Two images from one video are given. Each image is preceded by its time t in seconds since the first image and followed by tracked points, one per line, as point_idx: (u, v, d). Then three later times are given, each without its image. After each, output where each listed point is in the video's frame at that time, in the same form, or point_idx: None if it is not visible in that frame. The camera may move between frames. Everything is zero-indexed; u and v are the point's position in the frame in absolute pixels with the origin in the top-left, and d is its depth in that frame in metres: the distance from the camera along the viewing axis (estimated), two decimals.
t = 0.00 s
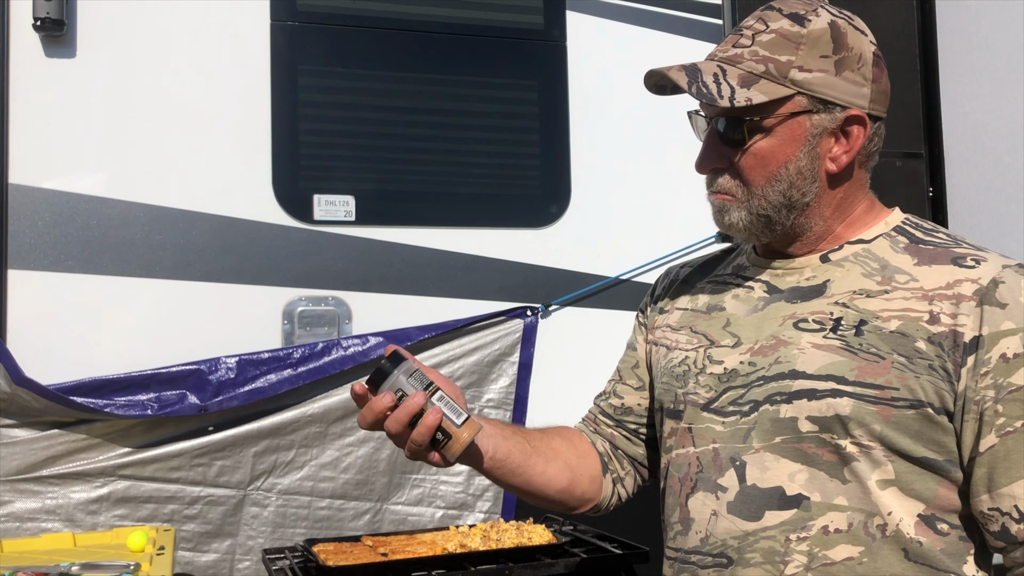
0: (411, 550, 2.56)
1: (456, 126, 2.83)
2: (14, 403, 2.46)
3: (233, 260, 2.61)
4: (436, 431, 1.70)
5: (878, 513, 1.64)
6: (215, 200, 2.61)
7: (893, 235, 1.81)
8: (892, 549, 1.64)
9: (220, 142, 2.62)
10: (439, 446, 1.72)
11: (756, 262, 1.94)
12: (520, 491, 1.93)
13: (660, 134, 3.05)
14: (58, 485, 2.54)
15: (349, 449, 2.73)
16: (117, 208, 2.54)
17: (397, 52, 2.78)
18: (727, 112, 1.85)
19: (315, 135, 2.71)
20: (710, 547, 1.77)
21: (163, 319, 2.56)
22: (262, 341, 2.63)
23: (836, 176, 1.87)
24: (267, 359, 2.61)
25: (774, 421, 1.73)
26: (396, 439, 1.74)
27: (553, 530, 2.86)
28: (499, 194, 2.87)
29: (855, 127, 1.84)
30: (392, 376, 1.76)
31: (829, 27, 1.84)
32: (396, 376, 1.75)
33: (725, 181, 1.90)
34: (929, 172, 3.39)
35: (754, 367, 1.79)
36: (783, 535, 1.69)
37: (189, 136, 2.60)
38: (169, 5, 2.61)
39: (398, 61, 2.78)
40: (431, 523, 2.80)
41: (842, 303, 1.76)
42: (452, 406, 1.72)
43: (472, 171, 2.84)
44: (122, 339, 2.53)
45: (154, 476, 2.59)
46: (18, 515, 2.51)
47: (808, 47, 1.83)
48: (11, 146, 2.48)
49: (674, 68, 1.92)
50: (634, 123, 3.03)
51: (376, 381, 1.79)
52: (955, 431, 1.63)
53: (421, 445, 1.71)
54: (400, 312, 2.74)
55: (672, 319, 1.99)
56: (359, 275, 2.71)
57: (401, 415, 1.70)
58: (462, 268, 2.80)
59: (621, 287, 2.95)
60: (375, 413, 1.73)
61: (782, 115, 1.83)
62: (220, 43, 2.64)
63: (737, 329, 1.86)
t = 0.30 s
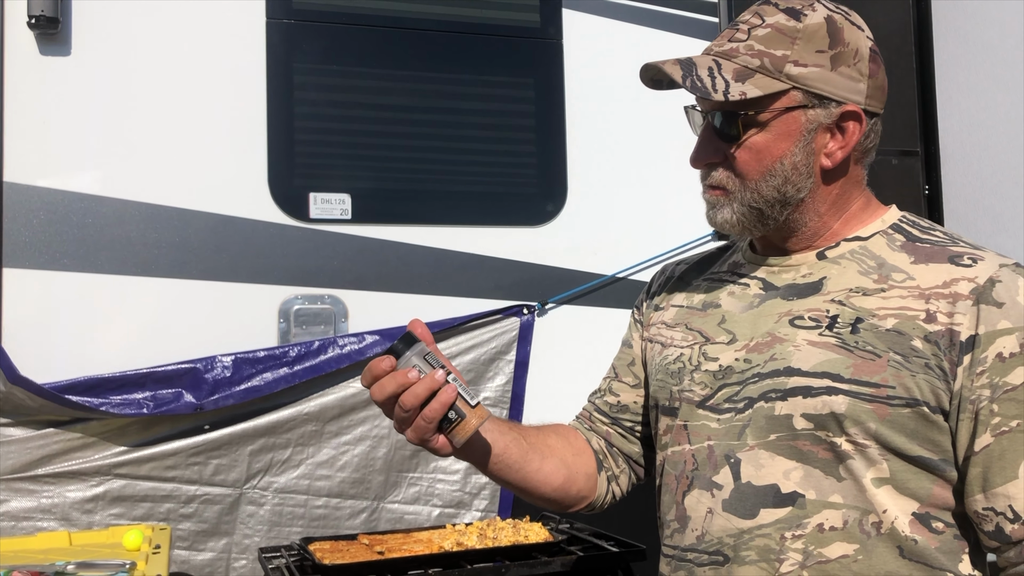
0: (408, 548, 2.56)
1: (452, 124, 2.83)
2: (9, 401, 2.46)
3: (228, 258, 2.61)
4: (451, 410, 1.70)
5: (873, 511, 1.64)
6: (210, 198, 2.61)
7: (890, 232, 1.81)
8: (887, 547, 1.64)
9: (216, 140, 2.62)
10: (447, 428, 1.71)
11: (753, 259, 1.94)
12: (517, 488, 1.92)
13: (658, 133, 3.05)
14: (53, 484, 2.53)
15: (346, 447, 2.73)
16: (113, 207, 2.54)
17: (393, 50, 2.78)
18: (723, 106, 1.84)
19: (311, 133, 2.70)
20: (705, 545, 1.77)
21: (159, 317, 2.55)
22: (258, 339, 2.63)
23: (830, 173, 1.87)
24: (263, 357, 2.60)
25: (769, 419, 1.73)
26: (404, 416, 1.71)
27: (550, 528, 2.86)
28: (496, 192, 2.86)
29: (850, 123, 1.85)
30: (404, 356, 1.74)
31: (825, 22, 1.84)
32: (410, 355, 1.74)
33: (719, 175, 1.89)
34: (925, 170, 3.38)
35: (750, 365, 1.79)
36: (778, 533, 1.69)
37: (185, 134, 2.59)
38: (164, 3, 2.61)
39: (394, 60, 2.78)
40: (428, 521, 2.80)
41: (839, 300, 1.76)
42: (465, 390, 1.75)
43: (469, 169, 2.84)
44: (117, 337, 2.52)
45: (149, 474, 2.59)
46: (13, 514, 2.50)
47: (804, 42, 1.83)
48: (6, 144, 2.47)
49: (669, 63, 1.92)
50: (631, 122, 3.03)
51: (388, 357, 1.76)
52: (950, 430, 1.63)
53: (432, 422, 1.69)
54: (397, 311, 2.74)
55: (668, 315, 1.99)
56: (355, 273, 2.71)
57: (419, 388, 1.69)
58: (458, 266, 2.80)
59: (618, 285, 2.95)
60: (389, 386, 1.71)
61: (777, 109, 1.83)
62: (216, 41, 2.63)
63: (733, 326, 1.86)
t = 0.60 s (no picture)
0: (406, 547, 2.56)
1: (451, 123, 2.83)
2: (6, 399, 2.45)
3: (226, 256, 2.61)
4: (450, 410, 1.71)
5: (869, 513, 1.64)
6: (208, 196, 2.60)
7: (887, 231, 1.81)
8: (882, 547, 1.64)
9: (214, 138, 2.62)
10: (446, 428, 1.72)
11: (749, 257, 1.94)
12: (514, 488, 1.93)
13: (656, 131, 3.06)
14: (51, 483, 2.53)
15: (344, 446, 2.73)
16: (111, 205, 2.53)
17: (391, 49, 2.78)
18: (720, 98, 1.85)
19: (309, 132, 2.70)
20: (700, 545, 1.77)
21: (157, 315, 2.55)
22: (257, 338, 2.63)
23: (827, 168, 1.87)
24: (261, 354, 2.60)
25: (765, 419, 1.73)
26: (403, 416, 1.71)
27: (548, 526, 2.86)
28: (495, 190, 2.86)
29: (847, 119, 1.84)
30: (402, 357, 1.74)
31: (824, 16, 1.82)
32: (408, 356, 1.74)
33: (715, 169, 1.89)
34: (923, 167, 3.42)
35: (746, 364, 1.79)
36: (773, 533, 1.69)
37: (183, 132, 2.59)
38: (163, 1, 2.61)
39: (392, 58, 2.78)
40: (426, 519, 2.80)
41: (835, 300, 1.76)
42: (464, 390, 1.75)
43: (468, 167, 2.84)
44: (115, 336, 2.52)
45: (147, 473, 2.58)
46: (10, 513, 2.50)
47: (801, 36, 1.82)
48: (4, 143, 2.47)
49: (667, 53, 1.93)
50: (630, 120, 3.03)
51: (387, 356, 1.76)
52: (947, 430, 1.63)
53: (431, 422, 1.70)
54: (395, 309, 2.74)
55: (664, 313, 1.99)
56: (353, 271, 2.71)
57: (418, 388, 1.70)
58: (457, 264, 2.80)
59: (615, 283, 2.95)
60: (389, 386, 1.71)
61: (772, 103, 1.83)
62: (214, 39, 2.63)
63: (729, 324, 1.86)
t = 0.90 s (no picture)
0: (404, 544, 2.56)
1: (449, 119, 2.82)
2: (3, 398, 2.45)
3: (224, 253, 2.60)
4: (444, 410, 1.70)
5: (864, 511, 1.64)
6: (206, 193, 2.60)
7: (881, 227, 1.81)
8: (877, 547, 1.63)
9: (211, 135, 2.61)
10: (441, 427, 1.72)
11: (743, 254, 1.94)
12: (509, 488, 1.92)
13: (655, 128, 3.06)
14: (48, 481, 2.53)
15: (342, 443, 2.73)
16: (109, 203, 2.53)
17: (389, 45, 2.77)
18: (709, 93, 1.84)
19: (307, 128, 2.69)
20: (695, 544, 1.77)
21: (154, 313, 2.55)
22: (254, 334, 2.63)
23: (818, 163, 1.86)
24: (259, 352, 2.60)
25: (759, 418, 1.73)
26: (397, 415, 1.71)
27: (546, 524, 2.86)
28: (493, 187, 2.86)
29: (838, 113, 1.83)
30: (396, 356, 1.74)
31: (814, 10, 1.82)
32: (402, 355, 1.73)
33: (705, 165, 1.89)
34: (921, 165, 3.50)
35: (740, 362, 1.79)
36: (767, 533, 1.69)
37: (180, 129, 2.59)
38: None
39: (389, 54, 2.77)
40: (424, 517, 2.80)
41: (829, 297, 1.75)
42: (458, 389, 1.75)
43: (466, 164, 2.84)
44: (112, 333, 2.52)
45: (145, 471, 2.58)
46: (8, 511, 2.50)
47: (791, 30, 1.81)
48: None
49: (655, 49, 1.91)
50: (629, 117, 3.03)
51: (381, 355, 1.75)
52: (941, 428, 1.62)
53: (425, 422, 1.69)
54: (393, 306, 2.74)
55: (658, 311, 1.99)
56: (351, 268, 2.70)
57: (413, 388, 1.69)
58: (455, 261, 2.80)
59: (613, 280, 2.95)
60: (383, 385, 1.71)
61: (763, 97, 1.82)
62: (210, 35, 2.63)
63: (723, 323, 1.86)
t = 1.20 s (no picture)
0: (400, 542, 2.56)
1: (445, 116, 2.82)
2: None
3: (221, 251, 2.60)
4: (436, 410, 1.70)
5: (855, 510, 1.64)
6: (202, 191, 2.60)
7: (871, 224, 1.80)
8: (869, 546, 1.63)
9: (206, 132, 2.61)
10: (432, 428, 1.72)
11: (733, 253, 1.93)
12: (503, 489, 1.92)
13: (654, 125, 3.06)
14: (44, 479, 2.52)
15: (338, 441, 2.73)
16: (105, 199, 2.52)
17: (385, 42, 2.77)
18: (695, 91, 1.84)
19: (303, 125, 2.69)
20: (687, 544, 1.77)
21: (149, 310, 2.54)
22: (251, 331, 2.63)
23: (806, 159, 1.86)
24: (256, 350, 2.60)
25: (750, 417, 1.73)
26: (387, 417, 1.71)
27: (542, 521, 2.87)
28: (490, 184, 2.85)
29: (825, 110, 1.83)
30: (388, 356, 1.73)
31: (800, 6, 1.81)
32: (394, 356, 1.73)
33: (692, 163, 1.88)
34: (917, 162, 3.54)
35: (731, 362, 1.78)
36: (759, 532, 1.69)
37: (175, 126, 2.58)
38: None
39: (385, 51, 2.77)
40: (420, 514, 2.80)
41: (820, 296, 1.75)
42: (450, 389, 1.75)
43: (462, 161, 2.83)
44: (106, 331, 2.51)
45: (141, 468, 2.58)
46: (3, 508, 2.50)
47: (776, 26, 1.81)
48: None
49: (642, 48, 1.92)
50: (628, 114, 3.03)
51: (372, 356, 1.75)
52: (932, 426, 1.62)
53: (415, 424, 1.69)
54: (390, 304, 2.74)
55: (650, 311, 1.99)
56: (347, 266, 2.70)
57: (403, 391, 1.69)
58: (452, 258, 2.79)
59: (610, 278, 2.95)
60: (375, 386, 1.70)
61: (748, 94, 1.82)
62: (205, 32, 2.62)
63: (714, 322, 1.85)
